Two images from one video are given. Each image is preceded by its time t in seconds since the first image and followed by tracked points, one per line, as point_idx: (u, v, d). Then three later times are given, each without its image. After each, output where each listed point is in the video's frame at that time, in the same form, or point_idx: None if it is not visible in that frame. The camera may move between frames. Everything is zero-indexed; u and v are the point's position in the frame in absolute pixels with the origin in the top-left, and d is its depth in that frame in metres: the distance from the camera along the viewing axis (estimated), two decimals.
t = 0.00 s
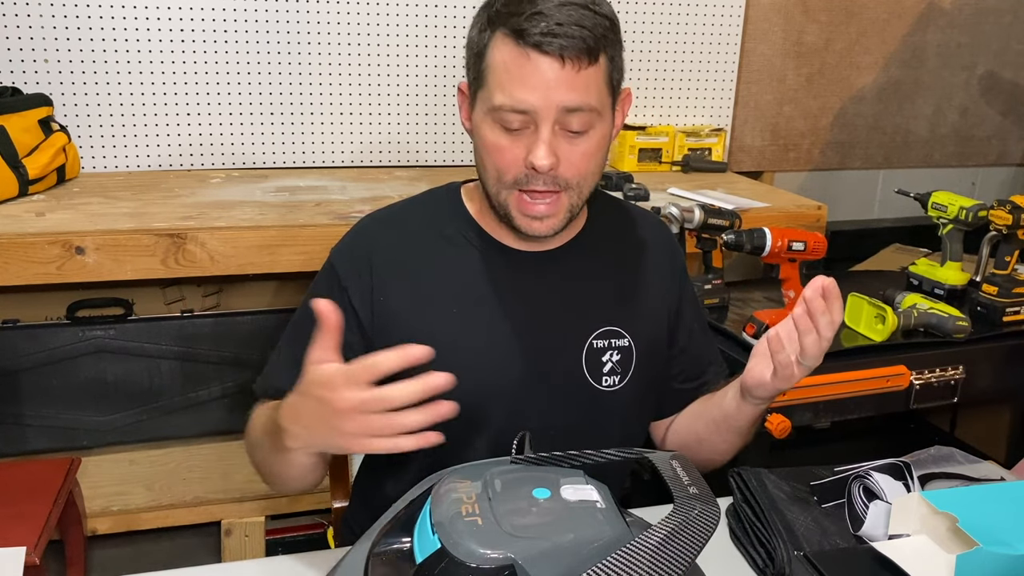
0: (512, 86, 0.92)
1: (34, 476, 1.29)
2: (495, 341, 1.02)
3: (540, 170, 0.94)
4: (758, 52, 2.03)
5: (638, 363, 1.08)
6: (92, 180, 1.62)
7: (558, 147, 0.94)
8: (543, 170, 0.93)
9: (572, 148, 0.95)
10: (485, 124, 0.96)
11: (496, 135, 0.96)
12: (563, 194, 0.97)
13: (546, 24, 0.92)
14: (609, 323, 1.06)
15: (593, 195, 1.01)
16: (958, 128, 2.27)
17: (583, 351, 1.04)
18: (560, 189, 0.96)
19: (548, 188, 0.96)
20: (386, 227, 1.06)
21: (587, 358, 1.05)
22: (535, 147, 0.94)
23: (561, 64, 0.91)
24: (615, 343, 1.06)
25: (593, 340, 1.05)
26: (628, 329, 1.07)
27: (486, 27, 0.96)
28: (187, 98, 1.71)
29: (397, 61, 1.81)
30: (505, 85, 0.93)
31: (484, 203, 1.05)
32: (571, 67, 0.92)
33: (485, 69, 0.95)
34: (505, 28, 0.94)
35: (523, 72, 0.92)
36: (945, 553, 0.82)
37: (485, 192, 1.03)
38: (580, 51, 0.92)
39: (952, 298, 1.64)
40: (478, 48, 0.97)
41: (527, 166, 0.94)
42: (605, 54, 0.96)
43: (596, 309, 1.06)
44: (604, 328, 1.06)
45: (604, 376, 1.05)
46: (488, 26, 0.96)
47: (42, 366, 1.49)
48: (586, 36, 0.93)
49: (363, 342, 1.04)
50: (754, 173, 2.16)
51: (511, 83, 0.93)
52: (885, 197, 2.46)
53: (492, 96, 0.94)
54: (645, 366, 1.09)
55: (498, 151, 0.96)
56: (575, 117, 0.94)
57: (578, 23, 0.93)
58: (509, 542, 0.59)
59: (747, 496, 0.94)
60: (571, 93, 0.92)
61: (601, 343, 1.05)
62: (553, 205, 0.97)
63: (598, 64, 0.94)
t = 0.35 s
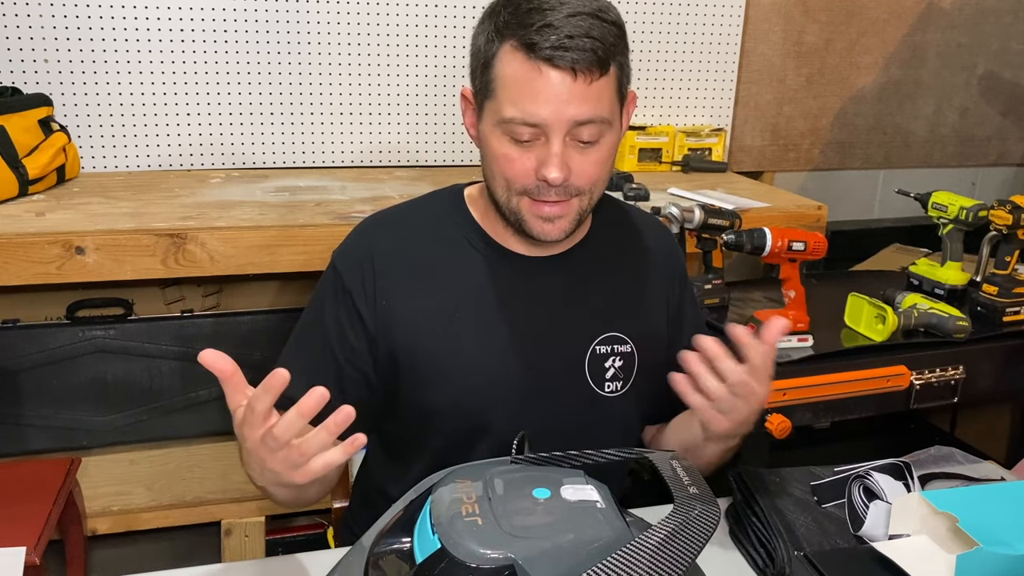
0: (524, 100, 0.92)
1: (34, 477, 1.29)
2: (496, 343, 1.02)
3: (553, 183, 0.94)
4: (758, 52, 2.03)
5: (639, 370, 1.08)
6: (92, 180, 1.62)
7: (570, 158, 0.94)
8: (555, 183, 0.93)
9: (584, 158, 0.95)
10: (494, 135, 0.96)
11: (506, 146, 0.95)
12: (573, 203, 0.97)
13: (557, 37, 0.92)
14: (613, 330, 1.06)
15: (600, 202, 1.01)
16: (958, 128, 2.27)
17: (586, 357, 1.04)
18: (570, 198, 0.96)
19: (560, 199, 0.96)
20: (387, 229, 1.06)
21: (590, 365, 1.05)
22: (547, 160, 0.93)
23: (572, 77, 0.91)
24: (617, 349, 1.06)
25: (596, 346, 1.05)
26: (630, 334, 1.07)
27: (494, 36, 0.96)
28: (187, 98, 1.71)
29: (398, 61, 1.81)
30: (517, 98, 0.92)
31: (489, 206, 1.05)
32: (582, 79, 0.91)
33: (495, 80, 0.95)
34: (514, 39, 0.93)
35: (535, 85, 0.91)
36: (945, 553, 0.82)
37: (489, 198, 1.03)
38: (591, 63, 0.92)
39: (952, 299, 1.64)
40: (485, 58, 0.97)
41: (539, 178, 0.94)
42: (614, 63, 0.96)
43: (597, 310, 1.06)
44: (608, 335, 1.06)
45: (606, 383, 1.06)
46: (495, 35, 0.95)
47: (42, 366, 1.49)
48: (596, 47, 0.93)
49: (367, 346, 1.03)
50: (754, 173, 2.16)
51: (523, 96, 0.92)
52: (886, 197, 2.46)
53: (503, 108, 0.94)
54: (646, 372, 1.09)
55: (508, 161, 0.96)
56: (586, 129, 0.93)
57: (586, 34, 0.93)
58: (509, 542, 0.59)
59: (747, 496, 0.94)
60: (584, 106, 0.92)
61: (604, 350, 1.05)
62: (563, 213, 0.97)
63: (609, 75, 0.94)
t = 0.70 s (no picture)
0: (506, 103, 0.92)
1: (34, 477, 1.29)
2: (497, 346, 1.02)
3: (540, 187, 0.94)
4: (758, 52, 2.03)
5: (642, 375, 1.08)
6: (92, 180, 1.62)
7: (557, 160, 0.94)
8: (541, 187, 0.93)
9: (573, 161, 0.95)
10: (485, 138, 0.96)
11: (495, 150, 0.96)
12: (565, 206, 0.97)
13: (539, 40, 0.91)
14: (615, 335, 1.06)
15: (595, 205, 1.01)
16: (958, 128, 2.27)
17: (589, 362, 1.04)
18: (561, 202, 0.96)
19: (550, 202, 0.96)
20: (387, 233, 1.06)
21: (593, 370, 1.05)
22: (534, 163, 0.93)
23: (556, 79, 0.91)
24: (620, 354, 1.06)
25: (598, 351, 1.05)
26: (632, 338, 1.07)
27: (484, 39, 0.96)
28: (187, 98, 1.71)
29: (397, 61, 1.81)
30: (503, 102, 0.93)
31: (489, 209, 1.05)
32: (567, 82, 0.91)
33: (483, 84, 0.95)
34: (501, 42, 0.94)
35: (517, 89, 0.91)
36: (945, 553, 0.82)
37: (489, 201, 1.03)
38: (574, 66, 0.92)
39: (952, 299, 1.64)
40: (476, 62, 0.97)
41: (527, 183, 0.94)
42: (605, 63, 0.95)
43: (598, 313, 1.06)
44: (611, 340, 1.06)
45: (609, 388, 1.06)
46: (484, 39, 0.96)
47: (42, 366, 1.49)
48: (581, 49, 0.92)
49: (365, 351, 1.02)
50: (754, 173, 2.16)
51: (508, 101, 0.92)
52: (885, 197, 2.47)
53: (491, 112, 0.94)
54: (648, 376, 1.10)
55: (498, 165, 0.96)
56: (575, 131, 0.93)
57: (572, 36, 0.93)
58: (509, 542, 0.59)
59: (747, 496, 0.94)
60: (569, 109, 0.92)
61: (607, 355, 1.05)
62: (556, 217, 0.97)
63: (597, 76, 0.94)
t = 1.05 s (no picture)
0: (514, 103, 0.92)
1: (34, 477, 1.29)
2: (497, 347, 1.02)
3: (545, 187, 0.94)
4: (758, 52, 2.03)
5: (640, 374, 1.08)
6: (92, 180, 1.62)
7: (562, 161, 0.94)
8: (547, 187, 0.93)
9: (578, 162, 0.95)
10: (488, 138, 0.96)
11: (500, 150, 0.95)
12: (569, 208, 0.97)
13: (547, 39, 0.92)
14: (614, 335, 1.06)
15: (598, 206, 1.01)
16: (959, 127, 2.27)
17: (587, 362, 1.04)
18: (566, 203, 0.96)
19: (554, 203, 0.96)
20: (386, 234, 1.06)
21: (593, 370, 1.05)
22: (539, 164, 0.93)
23: (563, 79, 0.91)
24: (619, 354, 1.06)
25: (597, 351, 1.05)
26: (631, 338, 1.07)
27: (487, 39, 0.96)
28: (187, 98, 1.71)
29: (398, 61, 1.81)
30: (508, 102, 0.92)
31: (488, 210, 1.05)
32: (574, 83, 0.91)
33: (488, 83, 0.95)
34: (507, 42, 0.94)
35: (525, 89, 0.91)
36: (945, 553, 0.82)
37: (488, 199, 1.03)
38: (582, 66, 0.92)
39: (952, 299, 1.64)
40: (480, 62, 0.97)
41: (533, 183, 0.94)
42: (610, 64, 0.95)
43: (597, 313, 1.06)
44: (610, 339, 1.06)
45: (608, 388, 1.06)
46: (489, 39, 0.96)
47: (42, 366, 1.49)
48: (588, 50, 0.93)
49: (363, 353, 1.02)
50: (754, 173, 2.16)
51: (514, 101, 0.92)
52: (885, 197, 2.47)
53: (495, 112, 0.94)
54: (647, 376, 1.10)
55: (502, 166, 0.96)
56: (580, 132, 0.93)
57: (579, 37, 0.93)
58: (509, 542, 0.59)
59: (747, 496, 0.94)
60: (576, 109, 0.92)
61: (606, 354, 1.05)
62: (559, 217, 0.97)
63: (602, 76, 0.94)
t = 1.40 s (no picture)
0: (495, 106, 0.92)
1: (34, 476, 1.29)
2: (497, 348, 1.02)
3: (527, 188, 0.94)
4: (758, 52, 2.03)
5: (641, 375, 1.08)
6: (92, 180, 1.62)
7: (545, 162, 0.94)
8: (530, 188, 0.93)
9: (562, 163, 0.95)
10: (476, 141, 0.96)
11: (485, 152, 0.96)
12: (556, 209, 0.97)
13: (522, 42, 0.92)
14: (614, 334, 1.06)
15: (588, 207, 1.01)
16: (958, 127, 2.27)
17: (587, 362, 1.04)
18: (552, 203, 0.96)
19: (539, 203, 0.96)
20: (387, 233, 1.06)
21: (593, 370, 1.05)
22: (521, 165, 0.93)
23: (539, 81, 0.91)
24: (619, 354, 1.06)
25: (597, 351, 1.05)
26: (631, 338, 1.07)
27: (472, 43, 0.96)
28: (186, 98, 1.71)
29: (397, 62, 1.81)
30: (490, 105, 0.93)
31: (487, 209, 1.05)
32: (550, 83, 0.91)
33: (473, 87, 0.95)
34: (486, 45, 0.94)
35: (502, 92, 0.92)
36: (945, 553, 0.82)
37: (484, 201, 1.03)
38: (558, 67, 0.92)
39: (952, 298, 1.64)
40: (466, 66, 0.97)
41: (515, 185, 0.94)
42: (590, 64, 0.95)
43: (597, 313, 1.06)
44: (610, 339, 1.06)
45: (609, 388, 1.06)
46: (473, 43, 0.96)
47: (42, 366, 1.49)
48: (567, 51, 0.92)
49: (365, 352, 1.02)
50: (754, 173, 2.16)
51: (495, 104, 0.92)
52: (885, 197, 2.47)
53: (479, 115, 0.94)
54: (647, 376, 1.10)
55: (488, 168, 0.96)
56: (562, 133, 0.93)
57: (557, 37, 0.93)
58: (509, 543, 0.59)
59: (747, 496, 0.94)
60: (555, 110, 0.92)
61: (606, 354, 1.05)
62: (546, 218, 0.97)
63: (582, 77, 0.93)
